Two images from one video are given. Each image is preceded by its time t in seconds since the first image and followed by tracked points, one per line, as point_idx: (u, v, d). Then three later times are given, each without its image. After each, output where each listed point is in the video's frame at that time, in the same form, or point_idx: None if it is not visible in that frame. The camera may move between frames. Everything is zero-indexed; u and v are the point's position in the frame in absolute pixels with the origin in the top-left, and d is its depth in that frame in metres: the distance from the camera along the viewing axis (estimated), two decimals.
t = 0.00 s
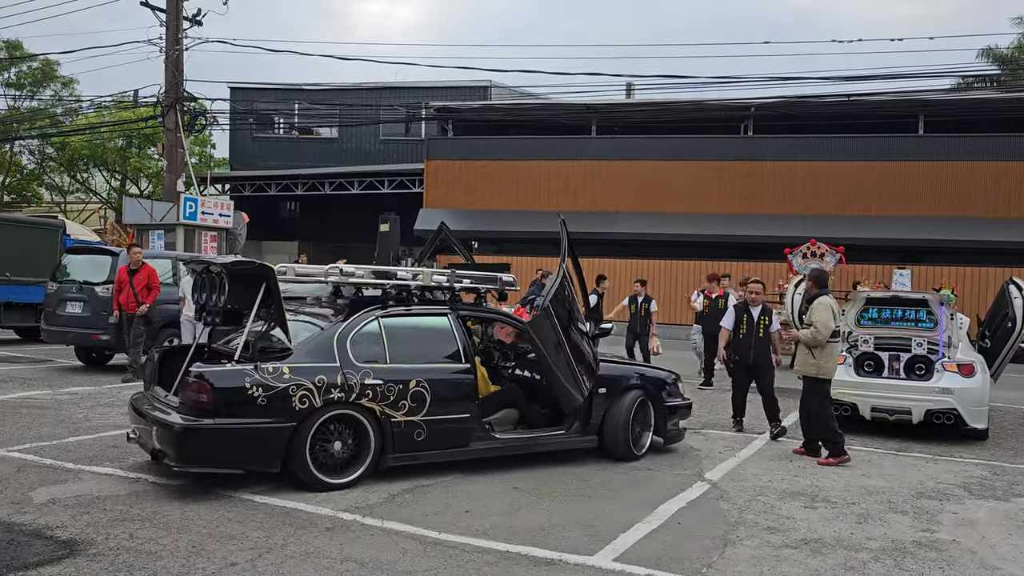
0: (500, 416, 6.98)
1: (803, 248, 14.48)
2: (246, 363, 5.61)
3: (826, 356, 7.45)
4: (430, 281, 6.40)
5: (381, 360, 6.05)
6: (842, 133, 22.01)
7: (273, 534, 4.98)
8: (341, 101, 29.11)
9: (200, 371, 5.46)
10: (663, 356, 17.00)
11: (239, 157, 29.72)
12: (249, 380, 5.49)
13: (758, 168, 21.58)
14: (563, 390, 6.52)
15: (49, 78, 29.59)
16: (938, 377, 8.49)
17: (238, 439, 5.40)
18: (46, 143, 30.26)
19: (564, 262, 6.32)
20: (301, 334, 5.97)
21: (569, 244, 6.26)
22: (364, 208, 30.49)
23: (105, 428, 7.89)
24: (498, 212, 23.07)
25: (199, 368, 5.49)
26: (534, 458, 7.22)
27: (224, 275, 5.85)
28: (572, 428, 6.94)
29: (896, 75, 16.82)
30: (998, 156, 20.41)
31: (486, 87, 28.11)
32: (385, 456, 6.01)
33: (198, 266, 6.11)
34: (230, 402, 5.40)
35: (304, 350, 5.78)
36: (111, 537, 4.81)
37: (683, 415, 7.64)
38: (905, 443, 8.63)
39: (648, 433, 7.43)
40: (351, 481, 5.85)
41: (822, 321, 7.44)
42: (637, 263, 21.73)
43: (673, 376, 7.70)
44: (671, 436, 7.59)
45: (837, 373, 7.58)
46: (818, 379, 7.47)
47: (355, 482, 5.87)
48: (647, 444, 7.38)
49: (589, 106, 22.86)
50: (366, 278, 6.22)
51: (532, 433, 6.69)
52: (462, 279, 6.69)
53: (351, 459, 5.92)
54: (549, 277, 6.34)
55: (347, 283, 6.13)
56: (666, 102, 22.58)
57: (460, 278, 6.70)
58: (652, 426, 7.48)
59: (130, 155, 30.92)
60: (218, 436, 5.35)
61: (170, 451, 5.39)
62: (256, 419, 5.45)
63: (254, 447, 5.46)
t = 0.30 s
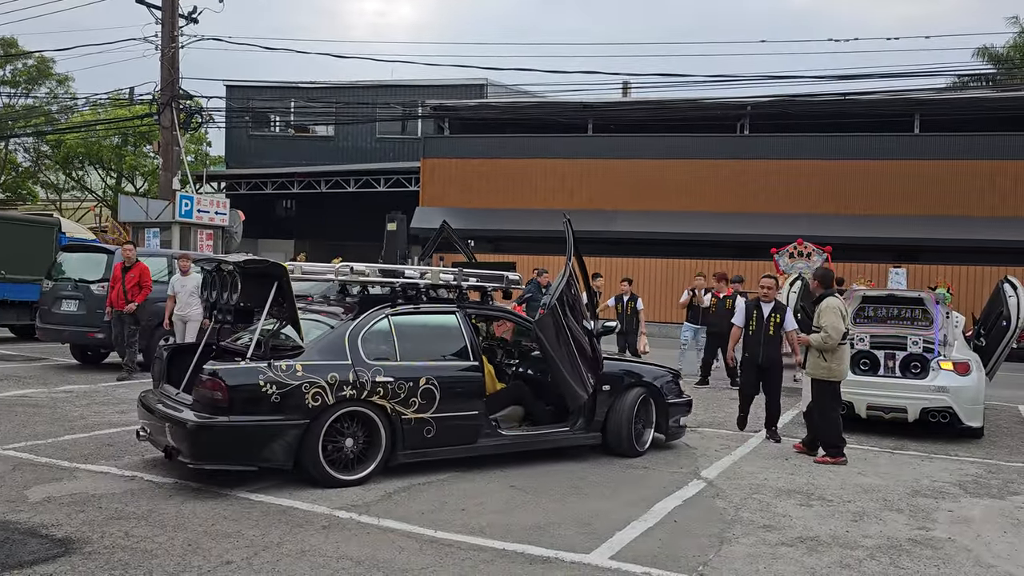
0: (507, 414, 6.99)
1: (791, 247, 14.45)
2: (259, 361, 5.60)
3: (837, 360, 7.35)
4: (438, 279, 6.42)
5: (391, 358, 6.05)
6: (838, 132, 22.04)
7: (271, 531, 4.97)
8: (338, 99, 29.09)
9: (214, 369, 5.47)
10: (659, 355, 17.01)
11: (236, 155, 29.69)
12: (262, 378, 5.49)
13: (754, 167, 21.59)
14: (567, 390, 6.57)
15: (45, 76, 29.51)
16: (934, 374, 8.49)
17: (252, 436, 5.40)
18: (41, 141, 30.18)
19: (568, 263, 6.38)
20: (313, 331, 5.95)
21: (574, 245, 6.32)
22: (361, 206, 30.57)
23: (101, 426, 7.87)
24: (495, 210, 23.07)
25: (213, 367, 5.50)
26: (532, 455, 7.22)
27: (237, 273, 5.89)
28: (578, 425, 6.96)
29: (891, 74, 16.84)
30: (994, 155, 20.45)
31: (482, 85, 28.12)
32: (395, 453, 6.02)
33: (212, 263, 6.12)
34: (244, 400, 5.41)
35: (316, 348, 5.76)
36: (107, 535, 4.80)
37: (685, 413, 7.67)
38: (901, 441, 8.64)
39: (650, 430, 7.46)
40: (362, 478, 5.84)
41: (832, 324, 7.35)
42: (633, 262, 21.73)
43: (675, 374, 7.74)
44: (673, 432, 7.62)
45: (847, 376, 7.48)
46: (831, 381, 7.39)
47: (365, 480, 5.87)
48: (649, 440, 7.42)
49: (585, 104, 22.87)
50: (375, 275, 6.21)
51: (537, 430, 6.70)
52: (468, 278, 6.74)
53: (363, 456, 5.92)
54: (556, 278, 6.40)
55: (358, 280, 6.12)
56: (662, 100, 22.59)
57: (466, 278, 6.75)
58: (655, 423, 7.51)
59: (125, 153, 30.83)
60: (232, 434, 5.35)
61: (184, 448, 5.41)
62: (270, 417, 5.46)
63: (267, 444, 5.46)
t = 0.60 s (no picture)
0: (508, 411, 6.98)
1: (777, 245, 14.42)
2: (261, 359, 5.60)
3: (843, 359, 7.39)
4: (439, 278, 6.45)
5: (392, 356, 6.05)
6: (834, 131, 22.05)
7: (266, 530, 4.96)
8: (335, 98, 29.08)
9: (216, 368, 5.47)
10: (657, 354, 17.02)
11: (233, 154, 29.67)
12: (264, 376, 5.49)
13: (752, 165, 21.60)
14: (569, 386, 6.60)
15: (42, 74, 29.48)
16: (931, 373, 8.50)
17: (253, 434, 5.40)
18: (38, 139, 30.14)
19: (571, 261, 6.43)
20: (314, 330, 5.95)
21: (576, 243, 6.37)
22: (359, 205, 30.58)
23: (97, 425, 7.86)
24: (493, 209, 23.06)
25: (214, 366, 5.50)
26: (529, 454, 7.22)
27: (238, 272, 5.87)
28: (578, 422, 6.96)
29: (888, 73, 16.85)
30: (991, 154, 20.47)
31: (480, 84, 28.11)
32: (396, 451, 6.01)
33: (213, 262, 6.11)
34: (245, 399, 5.41)
35: (318, 346, 5.76)
36: (104, 533, 4.80)
37: (684, 410, 7.69)
38: (898, 440, 8.65)
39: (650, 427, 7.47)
40: (363, 476, 5.83)
41: (839, 322, 7.31)
42: (630, 260, 21.74)
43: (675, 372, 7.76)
44: (672, 429, 7.63)
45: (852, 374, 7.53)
46: (837, 380, 7.41)
47: (366, 478, 5.86)
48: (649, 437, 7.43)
49: (582, 103, 22.85)
50: (376, 274, 6.22)
51: (538, 428, 6.70)
52: (469, 276, 6.76)
53: (364, 455, 5.91)
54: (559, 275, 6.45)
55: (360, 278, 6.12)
56: (659, 98, 22.58)
57: (467, 276, 6.77)
58: (654, 421, 7.52)
59: (123, 151, 30.80)
60: (233, 432, 5.35)
61: (185, 446, 5.41)
62: (271, 415, 5.46)
63: (269, 442, 5.45)
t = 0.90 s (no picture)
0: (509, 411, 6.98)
1: (768, 244, 14.40)
2: (262, 359, 5.61)
3: (855, 356, 7.37)
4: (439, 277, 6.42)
5: (393, 355, 6.05)
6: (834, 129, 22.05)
7: (266, 529, 4.97)
8: (336, 97, 29.11)
9: (216, 367, 5.48)
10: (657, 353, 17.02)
11: (233, 153, 29.70)
12: (264, 375, 5.50)
13: (752, 165, 21.59)
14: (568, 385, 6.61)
15: (42, 73, 29.50)
16: (932, 372, 8.51)
17: (254, 433, 5.40)
18: (39, 138, 30.16)
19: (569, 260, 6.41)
20: (315, 330, 5.96)
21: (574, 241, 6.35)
22: (360, 204, 30.61)
23: (98, 424, 7.86)
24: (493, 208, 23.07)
25: (215, 365, 5.51)
26: (529, 453, 7.22)
27: (239, 272, 5.84)
28: (579, 421, 6.96)
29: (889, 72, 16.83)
30: (991, 153, 20.46)
31: (480, 83, 28.12)
32: (397, 451, 6.02)
33: (213, 262, 6.09)
34: (246, 398, 5.41)
35: (318, 345, 5.76)
36: (105, 532, 4.80)
37: (685, 409, 7.69)
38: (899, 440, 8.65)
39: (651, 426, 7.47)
40: (364, 476, 5.84)
41: (855, 317, 7.32)
42: (631, 260, 21.74)
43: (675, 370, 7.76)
44: (673, 428, 7.63)
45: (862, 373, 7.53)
46: (849, 377, 7.40)
47: (367, 478, 5.87)
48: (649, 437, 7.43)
49: (582, 102, 22.84)
50: (376, 273, 6.22)
51: (539, 428, 6.70)
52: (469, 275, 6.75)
53: (365, 454, 5.92)
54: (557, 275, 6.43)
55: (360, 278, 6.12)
56: (660, 97, 22.56)
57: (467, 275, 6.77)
58: (655, 420, 7.52)
59: (123, 150, 30.82)
60: (234, 432, 5.35)
61: (186, 446, 5.42)
62: (272, 415, 5.47)
63: (270, 441, 5.46)
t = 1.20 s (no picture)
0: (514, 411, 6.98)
1: (764, 243, 14.39)
2: (268, 359, 5.61)
3: (868, 354, 7.38)
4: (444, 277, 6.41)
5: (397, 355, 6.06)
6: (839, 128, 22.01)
7: (270, 529, 4.97)
8: (341, 97, 29.16)
9: (222, 367, 5.48)
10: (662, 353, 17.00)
11: (239, 153, 29.76)
12: (270, 375, 5.51)
13: (757, 164, 21.56)
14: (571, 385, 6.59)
15: (48, 74, 29.57)
16: (937, 373, 8.49)
17: (259, 433, 5.41)
18: (45, 138, 30.22)
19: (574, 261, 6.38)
20: (320, 329, 5.97)
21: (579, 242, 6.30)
22: (365, 204, 30.66)
23: (104, 424, 7.88)
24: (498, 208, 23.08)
25: (221, 365, 5.51)
26: (534, 452, 7.21)
27: (244, 272, 5.83)
28: (583, 421, 6.96)
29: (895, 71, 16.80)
30: (997, 153, 20.40)
31: (485, 83, 28.14)
32: (402, 451, 6.03)
33: (218, 262, 6.08)
34: (251, 398, 5.42)
35: (324, 345, 5.78)
36: (111, 532, 4.82)
37: (689, 409, 7.67)
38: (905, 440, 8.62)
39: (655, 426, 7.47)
40: (369, 476, 5.85)
41: (868, 314, 7.32)
42: (635, 259, 21.72)
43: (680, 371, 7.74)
44: (677, 428, 7.62)
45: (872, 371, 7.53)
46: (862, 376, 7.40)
47: (372, 478, 5.88)
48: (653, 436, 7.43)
49: (587, 102, 22.82)
50: (381, 273, 6.22)
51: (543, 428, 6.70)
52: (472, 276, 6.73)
53: (370, 454, 5.94)
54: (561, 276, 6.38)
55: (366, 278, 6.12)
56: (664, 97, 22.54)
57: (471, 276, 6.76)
58: (659, 420, 7.51)
59: (129, 151, 30.87)
60: (240, 431, 5.37)
61: (192, 445, 5.43)
62: (277, 414, 5.48)
63: (276, 441, 5.47)
